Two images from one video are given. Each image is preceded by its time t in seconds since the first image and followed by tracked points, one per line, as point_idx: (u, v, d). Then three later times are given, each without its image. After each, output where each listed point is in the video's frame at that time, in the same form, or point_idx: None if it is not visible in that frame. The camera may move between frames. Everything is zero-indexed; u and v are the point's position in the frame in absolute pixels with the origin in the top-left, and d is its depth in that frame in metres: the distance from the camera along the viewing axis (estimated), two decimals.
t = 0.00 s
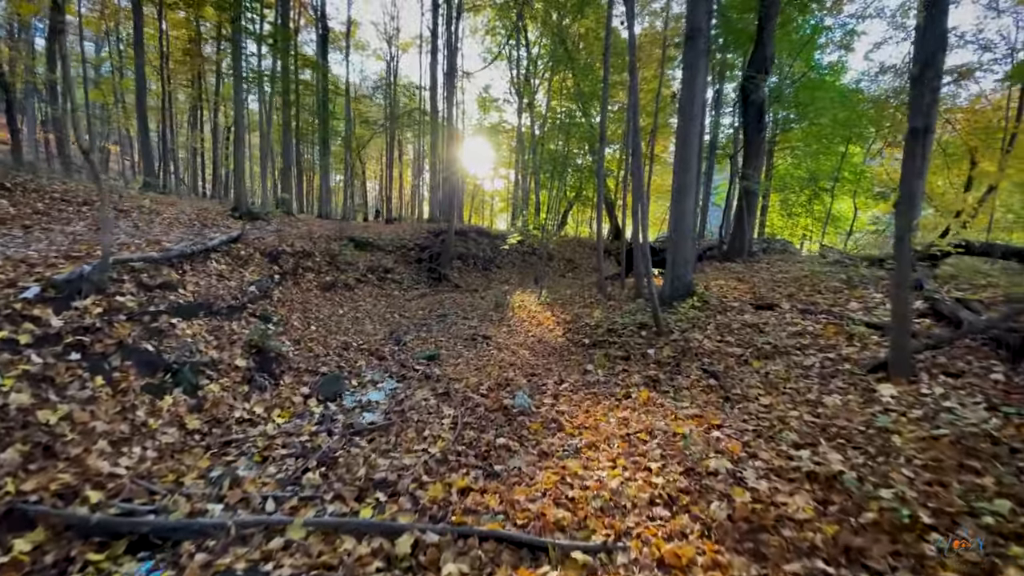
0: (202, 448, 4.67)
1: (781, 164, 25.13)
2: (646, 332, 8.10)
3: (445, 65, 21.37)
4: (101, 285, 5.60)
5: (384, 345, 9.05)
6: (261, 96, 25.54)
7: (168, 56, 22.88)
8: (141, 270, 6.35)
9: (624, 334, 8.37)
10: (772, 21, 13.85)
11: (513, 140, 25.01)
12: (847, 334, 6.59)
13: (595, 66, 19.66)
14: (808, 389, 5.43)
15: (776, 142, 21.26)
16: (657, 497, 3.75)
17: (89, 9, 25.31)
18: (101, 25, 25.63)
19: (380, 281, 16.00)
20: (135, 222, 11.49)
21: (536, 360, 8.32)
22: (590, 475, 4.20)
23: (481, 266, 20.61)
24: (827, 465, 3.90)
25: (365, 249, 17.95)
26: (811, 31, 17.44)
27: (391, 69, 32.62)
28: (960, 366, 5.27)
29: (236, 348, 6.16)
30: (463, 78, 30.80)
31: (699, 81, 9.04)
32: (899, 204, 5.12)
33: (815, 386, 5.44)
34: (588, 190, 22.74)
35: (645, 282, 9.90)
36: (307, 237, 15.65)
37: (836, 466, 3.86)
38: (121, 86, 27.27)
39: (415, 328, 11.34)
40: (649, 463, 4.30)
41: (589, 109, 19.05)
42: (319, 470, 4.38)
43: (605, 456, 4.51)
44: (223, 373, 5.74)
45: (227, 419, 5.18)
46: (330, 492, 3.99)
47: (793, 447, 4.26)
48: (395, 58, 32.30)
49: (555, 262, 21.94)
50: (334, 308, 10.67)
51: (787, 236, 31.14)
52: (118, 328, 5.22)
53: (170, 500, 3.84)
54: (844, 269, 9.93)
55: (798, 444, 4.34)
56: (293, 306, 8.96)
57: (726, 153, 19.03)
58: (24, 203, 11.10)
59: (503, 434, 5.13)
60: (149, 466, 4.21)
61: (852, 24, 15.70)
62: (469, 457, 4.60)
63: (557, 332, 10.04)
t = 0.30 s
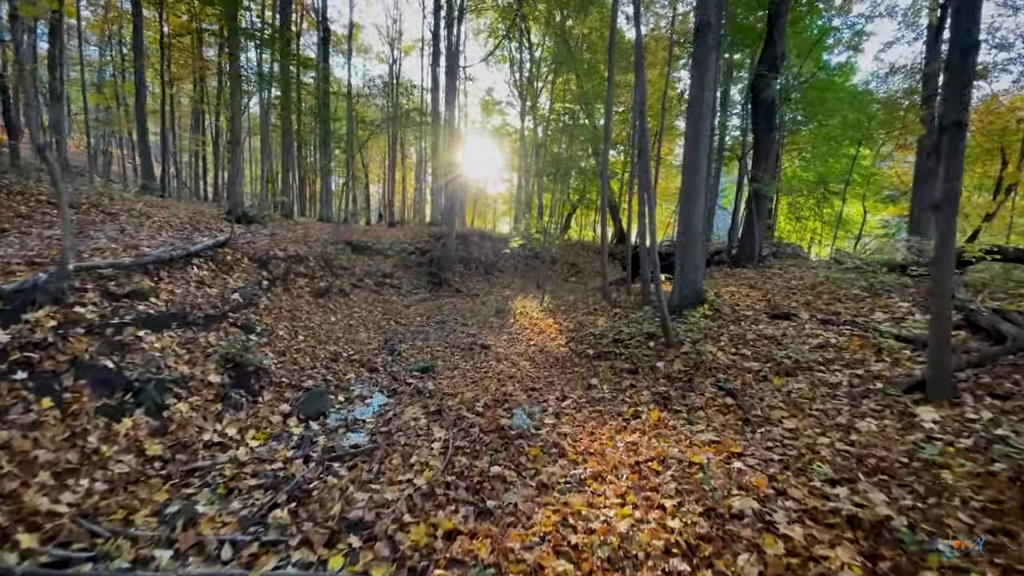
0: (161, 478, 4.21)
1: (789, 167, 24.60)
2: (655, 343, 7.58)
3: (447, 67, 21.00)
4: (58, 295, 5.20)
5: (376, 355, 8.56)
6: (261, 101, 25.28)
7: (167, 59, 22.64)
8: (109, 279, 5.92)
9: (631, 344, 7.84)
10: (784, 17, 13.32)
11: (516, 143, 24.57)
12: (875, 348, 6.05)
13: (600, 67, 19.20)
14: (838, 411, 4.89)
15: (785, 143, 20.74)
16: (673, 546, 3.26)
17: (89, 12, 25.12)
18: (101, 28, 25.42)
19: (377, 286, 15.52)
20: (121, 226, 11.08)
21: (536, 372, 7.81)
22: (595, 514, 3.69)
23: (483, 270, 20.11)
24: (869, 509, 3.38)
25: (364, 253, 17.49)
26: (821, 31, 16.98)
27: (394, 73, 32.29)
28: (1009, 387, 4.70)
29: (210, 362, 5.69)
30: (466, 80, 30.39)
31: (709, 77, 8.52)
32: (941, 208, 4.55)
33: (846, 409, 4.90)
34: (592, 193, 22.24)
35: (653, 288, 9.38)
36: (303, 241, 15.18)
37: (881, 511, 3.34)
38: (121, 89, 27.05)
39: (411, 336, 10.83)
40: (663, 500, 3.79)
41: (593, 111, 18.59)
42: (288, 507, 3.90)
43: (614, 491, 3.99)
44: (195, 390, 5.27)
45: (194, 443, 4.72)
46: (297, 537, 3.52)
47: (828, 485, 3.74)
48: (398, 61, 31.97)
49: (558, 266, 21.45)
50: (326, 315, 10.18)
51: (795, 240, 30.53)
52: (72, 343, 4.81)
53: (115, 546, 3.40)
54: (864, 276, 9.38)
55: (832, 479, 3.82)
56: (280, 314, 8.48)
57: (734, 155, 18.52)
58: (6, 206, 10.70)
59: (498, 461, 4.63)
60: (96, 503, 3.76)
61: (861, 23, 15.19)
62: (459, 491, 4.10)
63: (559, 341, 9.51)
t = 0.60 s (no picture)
0: (118, 502, 3.86)
1: (796, 167, 24.16)
2: (661, 350, 7.18)
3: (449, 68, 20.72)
4: (18, 300, 4.85)
5: (368, 362, 8.18)
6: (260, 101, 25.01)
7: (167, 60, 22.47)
8: (78, 283, 5.57)
9: (635, 351, 7.43)
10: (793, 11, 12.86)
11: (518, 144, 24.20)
12: (899, 358, 5.62)
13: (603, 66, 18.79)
14: (863, 428, 4.48)
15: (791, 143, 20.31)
16: None
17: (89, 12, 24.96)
18: (101, 29, 25.26)
19: (374, 288, 15.13)
20: (109, 227, 10.73)
21: (536, 380, 7.41)
22: (596, 549, 3.30)
23: (483, 272, 19.71)
24: (908, 548, 2.97)
25: (361, 255, 17.11)
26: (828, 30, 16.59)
27: (396, 74, 31.98)
28: None
29: (185, 371, 5.33)
30: (467, 80, 30.08)
31: (717, 70, 8.11)
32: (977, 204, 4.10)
33: (872, 425, 4.49)
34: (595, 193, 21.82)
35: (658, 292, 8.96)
36: (298, 242, 14.81)
37: (922, 549, 2.94)
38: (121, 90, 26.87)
39: (406, 340, 10.43)
40: (672, 531, 3.39)
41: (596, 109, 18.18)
42: (255, 539, 3.54)
43: (618, 519, 3.59)
44: (166, 402, 4.91)
45: (159, 462, 4.35)
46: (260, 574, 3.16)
47: (858, 516, 3.33)
48: (400, 62, 31.68)
49: (560, 268, 21.08)
50: (318, 319, 9.79)
51: (802, 241, 30.05)
52: (29, 353, 4.46)
53: None
54: (879, 279, 8.94)
55: (863, 509, 3.41)
56: (268, 318, 8.09)
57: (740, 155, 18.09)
58: None
59: (489, 483, 4.25)
60: (40, 532, 3.41)
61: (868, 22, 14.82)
62: (445, 519, 3.73)
63: (560, 347, 9.10)
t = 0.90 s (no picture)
0: (77, 529, 3.56)
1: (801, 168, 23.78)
2: (667, 357, 6.84)
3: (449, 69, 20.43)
4: None
5: (361, 369, 7.84)
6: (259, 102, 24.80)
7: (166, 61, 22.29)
8: (49, 289, 5.27)
9: (640, 358, 7.08)
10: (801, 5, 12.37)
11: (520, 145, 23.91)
12: (922, 368, 5.27)
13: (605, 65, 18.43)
14: (890, 447, 4.12)
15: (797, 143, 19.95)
16: None
17: (89, 14, 24.81)
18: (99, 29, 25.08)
19: (372, 291, 14.80)
20: (98, 229, 10.44)
21: (535, 389, 7.06)
22: None
23: (484, 274, 19.37)
24: None
25: (359, 257, 16.78)
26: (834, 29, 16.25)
27: (397, 75, 31.75)
28: None
29: (161, 381, 5.02)
30: (469, 81, 29.79)
31: (725, 63, 7.71)
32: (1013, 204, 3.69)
33: (900, 445, 4.13)
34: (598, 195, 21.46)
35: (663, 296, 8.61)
36: (295, 244, 14.50)
37: None
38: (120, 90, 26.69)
39: (403, 346, 10.09)
40: (684, 567, 3.07)
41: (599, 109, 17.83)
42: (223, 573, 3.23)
43: (623, 553, 3.27)
44: (139, 416, 4.61)
45: (127, 482, 4.05)
46: None
47: (893, 553, 2.98)
48: (401, 63, 31.44)
49: (562, 270, 20.73)
50: (311, 324, 9.45)
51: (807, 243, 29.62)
52: None
53: None
54: (895, 283, 8.57)
55: (897, 544, 3.07)
56: (257, 323, 7.78)
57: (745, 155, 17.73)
58: None
59: (483, 506, 3.92)
60: None
61: (874, 21, 14.42)
62: (435, 550, 3.41)
63: (561, 353, 8.74)
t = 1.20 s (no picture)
0: (22, 556, 3.18)
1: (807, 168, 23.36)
2: (676, 363, 6.44)
3: (450, 67, 20.10)
4: None
5: (354, 374, 7.47)
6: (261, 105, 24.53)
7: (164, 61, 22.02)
8: (13, 290, 4.91)
9: (648, 364, 6.66)
10: None
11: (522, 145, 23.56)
12: (955, 375, 4.87)
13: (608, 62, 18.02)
14: (927, 466, 3.72)
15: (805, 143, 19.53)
16: None
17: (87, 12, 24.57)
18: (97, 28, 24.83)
19: (370, 292, 14.43)
20: (84, 227, 10.09)
21: (536, 395, 6.67)
22: None
23: (485, 275, 19.01)
24: None
25: (357, 258, 16.41)
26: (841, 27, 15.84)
27: (398, 75, 31.45)
28: None
29: (131, 389, 4.66)
30: (470, 80, 29.44)
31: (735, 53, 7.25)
32: None
33: (937, 463, 3.73)
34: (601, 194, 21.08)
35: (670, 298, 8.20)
36: (291, 244, 14.15)
37: None
38: (118, 90, 26.41)
39: (399, 349, 9.70)
40: None
41: (602, 107, 17.43)
42: None
43: None
44: (101, 428, 4.24)
45: (85, 502, 3.69)
46: None
47: None
48: (401, 63, 31.14)
49: (564, 271, 20.36)
50: (303, 326, 9.07)
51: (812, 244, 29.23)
52: None
53: None
54: (915, 284, 8.16)
55: None
56: (245, 326, 7.42)
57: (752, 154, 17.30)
58: None
59: (477, 531, 3.53)
60: None
61: (882, 19, 14.06)
62: None
63: (564, 357, 8.34)
